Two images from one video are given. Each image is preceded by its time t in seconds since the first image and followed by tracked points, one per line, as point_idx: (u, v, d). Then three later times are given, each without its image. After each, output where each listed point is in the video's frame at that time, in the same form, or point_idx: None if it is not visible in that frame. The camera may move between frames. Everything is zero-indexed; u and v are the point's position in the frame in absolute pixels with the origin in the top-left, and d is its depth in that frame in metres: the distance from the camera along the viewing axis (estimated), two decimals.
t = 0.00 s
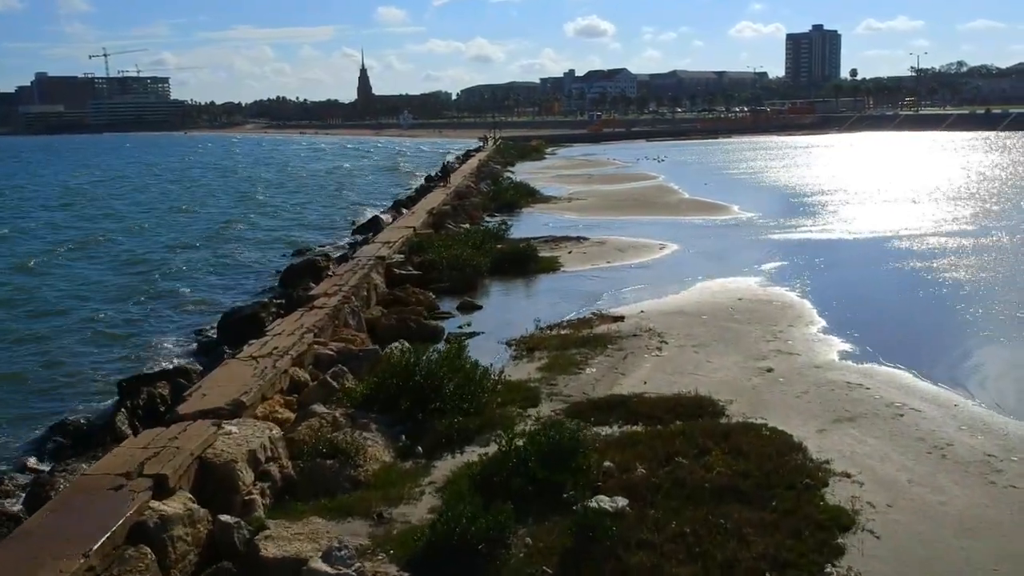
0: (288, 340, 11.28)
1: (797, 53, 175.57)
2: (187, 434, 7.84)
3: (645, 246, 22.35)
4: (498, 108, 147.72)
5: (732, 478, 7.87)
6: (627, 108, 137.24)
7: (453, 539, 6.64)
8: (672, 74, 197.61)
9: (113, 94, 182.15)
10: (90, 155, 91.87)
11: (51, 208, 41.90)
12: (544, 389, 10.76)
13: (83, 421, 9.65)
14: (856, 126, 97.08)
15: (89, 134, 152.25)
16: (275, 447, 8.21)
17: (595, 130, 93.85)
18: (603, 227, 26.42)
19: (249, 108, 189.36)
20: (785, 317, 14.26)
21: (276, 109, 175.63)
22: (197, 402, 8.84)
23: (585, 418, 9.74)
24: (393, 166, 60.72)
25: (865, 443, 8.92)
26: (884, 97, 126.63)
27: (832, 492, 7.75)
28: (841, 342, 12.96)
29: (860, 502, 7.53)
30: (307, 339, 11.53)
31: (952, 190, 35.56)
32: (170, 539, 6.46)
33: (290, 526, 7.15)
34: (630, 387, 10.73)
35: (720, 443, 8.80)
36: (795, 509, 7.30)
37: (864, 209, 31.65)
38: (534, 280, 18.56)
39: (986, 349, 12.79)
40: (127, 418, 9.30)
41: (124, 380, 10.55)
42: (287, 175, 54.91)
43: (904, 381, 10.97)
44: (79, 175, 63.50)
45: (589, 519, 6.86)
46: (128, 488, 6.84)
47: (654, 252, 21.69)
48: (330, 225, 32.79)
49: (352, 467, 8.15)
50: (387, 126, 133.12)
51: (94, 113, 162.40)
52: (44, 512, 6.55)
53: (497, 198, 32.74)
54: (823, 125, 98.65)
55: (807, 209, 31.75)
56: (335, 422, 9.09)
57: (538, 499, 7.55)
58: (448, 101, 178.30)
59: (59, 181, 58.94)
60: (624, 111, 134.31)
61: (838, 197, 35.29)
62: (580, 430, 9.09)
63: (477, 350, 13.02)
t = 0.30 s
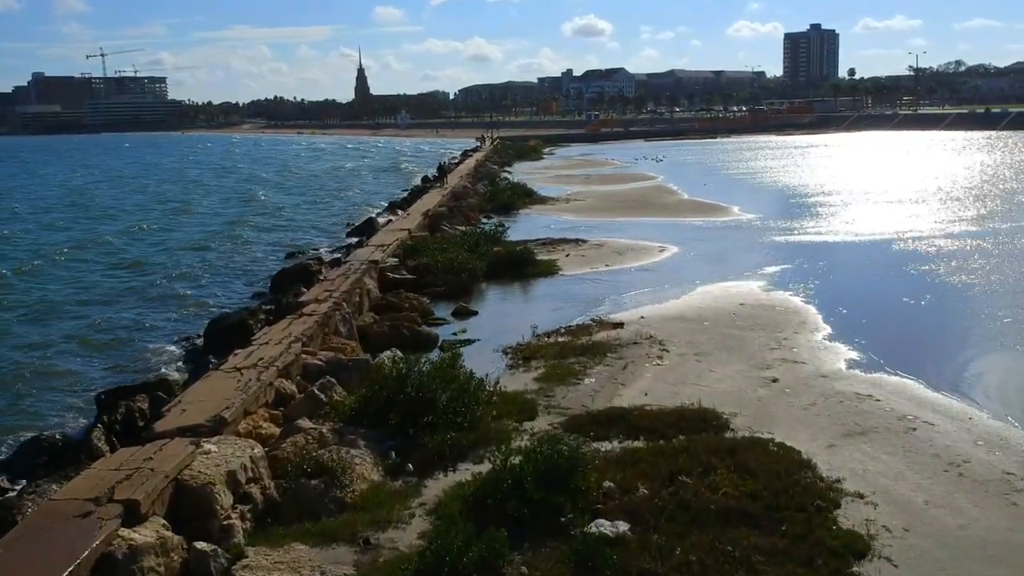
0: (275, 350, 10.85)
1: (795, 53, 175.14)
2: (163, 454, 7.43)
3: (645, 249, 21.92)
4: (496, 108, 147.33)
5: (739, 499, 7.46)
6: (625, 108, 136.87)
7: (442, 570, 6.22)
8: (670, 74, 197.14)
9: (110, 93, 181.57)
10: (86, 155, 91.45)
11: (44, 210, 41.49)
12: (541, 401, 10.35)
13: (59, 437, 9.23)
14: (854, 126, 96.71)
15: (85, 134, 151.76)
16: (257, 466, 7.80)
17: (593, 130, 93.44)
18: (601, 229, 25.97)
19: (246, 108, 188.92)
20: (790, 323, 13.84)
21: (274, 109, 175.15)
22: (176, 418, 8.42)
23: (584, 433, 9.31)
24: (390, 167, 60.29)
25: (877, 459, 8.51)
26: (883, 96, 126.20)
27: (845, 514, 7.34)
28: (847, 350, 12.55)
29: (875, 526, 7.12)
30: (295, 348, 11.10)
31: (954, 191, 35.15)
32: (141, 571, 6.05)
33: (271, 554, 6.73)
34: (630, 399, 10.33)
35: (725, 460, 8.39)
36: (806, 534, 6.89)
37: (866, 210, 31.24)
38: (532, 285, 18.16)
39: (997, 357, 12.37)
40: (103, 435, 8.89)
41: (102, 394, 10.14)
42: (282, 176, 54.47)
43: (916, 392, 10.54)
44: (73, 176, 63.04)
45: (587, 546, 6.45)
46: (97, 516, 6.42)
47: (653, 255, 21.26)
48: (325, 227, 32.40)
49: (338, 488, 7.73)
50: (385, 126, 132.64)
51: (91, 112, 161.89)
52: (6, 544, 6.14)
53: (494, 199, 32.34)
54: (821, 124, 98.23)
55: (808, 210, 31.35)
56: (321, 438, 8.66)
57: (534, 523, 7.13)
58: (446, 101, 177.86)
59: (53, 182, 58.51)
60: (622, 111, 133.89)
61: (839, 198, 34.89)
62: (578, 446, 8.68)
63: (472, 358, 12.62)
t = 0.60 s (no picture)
0: (260, 360, 10.39)
1: (793, 52, 174.75)
2: (135, 477, 6.97)
3: (645, 251, 21.47)
4: (494, 108, 146.97)
5: (749, 524, 7.02)
6: (622, 107, 136.46)
7: None
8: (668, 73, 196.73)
9: (106, 92, 181.05)
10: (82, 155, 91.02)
11: (36, 210, 41.04)
12: (538, 414, 9.90)
13: (30, 453, 8.78)
14: (853, 125, 96.34)
15: (82, 133, 151.22)
16: (237, 489, 7.34)
17: (591, 130, 93.03)
18: (600, 230, 25.54)
19: (243, 108, 188.51)
20: (795, 330, 13.40)
21: (271, 108, 174.65)
22: (152, 436, 7.97)
23: (582, 449, 8.87)
24: (387, 167, 59.86)
25: (893, 478, 8.06)
26: (881, 95, 125.80)
27: (861, 540, 6.90)
28: (856, 359, 12.11)
29: (894, 553, 6.69)
30: (282, 359, 10.64)
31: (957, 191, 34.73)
32: None
33: None
34: (631, 412, 9.88)
35: (732, 478, 7.95)
36: (820, 563, 6.45)
37: (868, 211, 30.81)
38: (529, 289, 17.71)
39: (1012, 364, 11.93)
40: (76, 453, 8.43)
41: (79, 407, 9.70)
42: (278, 176, 54.01)
43: (929, 404, 10.10)
44: (68, 176, 62.58)
45: None
46: (59, 547, 5.98)
47: (654, 257, 20.82)
48: (320, 228, 31.95)
49: (322, 511, 7.28)
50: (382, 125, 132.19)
51: (87, 112, 161.41)
52: None
53: (492, 199, 31.91)
54: (821, 124, 97.83)
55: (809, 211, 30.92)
56: (306, 457, 8.21)
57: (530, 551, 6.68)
58: (444, 101, 177.42)
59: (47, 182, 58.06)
60: (619, 111, 133.50)
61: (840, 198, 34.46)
62: (577, 464, 8.23)
63: (467, 368, 12.16)
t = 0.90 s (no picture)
0: (242, 372, 9.91)
1: (791, 51, 174.46)
2: (102, 505, 6.51)
3: (644, 254, 20.99)
4: (492, 108, 146.59)
5: (761, 553, 6.57)
6: (620, 107, 136.06)
7: None
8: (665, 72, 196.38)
9: (103, 92, 180.40)
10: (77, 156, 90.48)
11: (27, 212, 40.55)
12: (534, 429, 9.43)
13: None
14: (852, 125, 96.01)
15: (78, 133, 150.68)
16: (212, 515, 6.87)
17: (589, 130, 92.61)
18: (598, 233, 25.06)
19: (240, 108, 188.04)
20: (801, 338, 12.93)
21: (268, 108, 174.12)
22: (123, 457, 7.49)
23: (581, 469, 8.39)
24: (383, 167, 59.37)
25: (910, 500, 7.61)
26: (880, 95, 125.54)
27: (881, 570, 6.46)
28: (865, 369, 11.64)
29: None
30: (266, 370, 10.17)
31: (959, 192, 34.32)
32: None
33: None
34: (632, 426, 9.43)
35: (741, 500, 7.49)
36: None
37: (870, 212, 30.39)
38: (525, 293, 17.24)
39: None
40: (45, 474, 7.95)
41: (51, 424, 9.23)
42: (272, 177, 53.53)
43: (944, 419, 9.64)
44: (62, 177, 62.09)
45: None
46: None
47: (653, 260, 20.37)
48: (314, 228, 31.48)
49: (304, 539, 6.81)
50: (379, 125, 131.81)
51: (84, 112, 160.86)
52: None
53: (488, 200, 31.47)
54: (819, 123, 97.44)
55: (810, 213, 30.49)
56: (288, 478, 7.74)
57: None
58: (441, 100, 176.96)
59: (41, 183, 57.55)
60: (617, 110, 133.09)
61: (840, 200, 34.04)
62: (575, 487, 7.76)
63: (460, 378, 11.68)
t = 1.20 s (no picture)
0: (223, 387, 9.41)
1: (790, 51, 174.04)
2: (62, 538, 6.06)
3: (644, 257, 20.50)
4: (489, 108, 146.12)
5: None
6: (618, 107, 135.60)
7: None
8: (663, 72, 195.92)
9: (99, 92, 179.73)
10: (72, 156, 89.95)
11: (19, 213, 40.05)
12: (531, 447, 8.96)
13: None
14: (851, 125, 95.60)
15: (74, 133, 150.05)
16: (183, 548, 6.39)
17: (587, 129, 92.13)
18: (597, 235, 24.57)
19: (237, 108, 187.44)
20: (808, 347, 12.44)
21: (265, 108, 173.52)
22: (89, 483, 7.01)
23: (581, 491, 7.91)
24: (380, 168, 58.86)
25: (932, 528, 7.13)
26: (879, 94, 125.18)
27: None
28: (876, 381, 11.16)
29: None
30: (249, 384, 9.68)
31: (962, 193, 33.89)
32: None
33: None
34: (634, 444, 8.96)
35: (750, 526, 7.02)
36: None
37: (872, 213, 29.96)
38: (522, 298, 16.77)
39: None
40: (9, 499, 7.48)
41: (21, 441, 8.77)
42: (268, 177, 53.05)
43: (962, 435, 9.16)
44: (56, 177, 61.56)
45: None
46: None
47: (653, 264, 19.91)
48: (308, 230, 31.02)
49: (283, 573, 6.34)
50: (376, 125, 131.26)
51: (80, 112, 160.26)
52: None
53: (485, 201, 31.01)
54: (819, 123, 96.94)
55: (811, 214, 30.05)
56: (266, 504, 7.26)
57: None
58: (439, 100, 176.50)
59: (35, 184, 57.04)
60: (615, 110, 132.65)
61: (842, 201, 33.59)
62: (574, 513, 7.28)
63: (454, 390, 11.19)
